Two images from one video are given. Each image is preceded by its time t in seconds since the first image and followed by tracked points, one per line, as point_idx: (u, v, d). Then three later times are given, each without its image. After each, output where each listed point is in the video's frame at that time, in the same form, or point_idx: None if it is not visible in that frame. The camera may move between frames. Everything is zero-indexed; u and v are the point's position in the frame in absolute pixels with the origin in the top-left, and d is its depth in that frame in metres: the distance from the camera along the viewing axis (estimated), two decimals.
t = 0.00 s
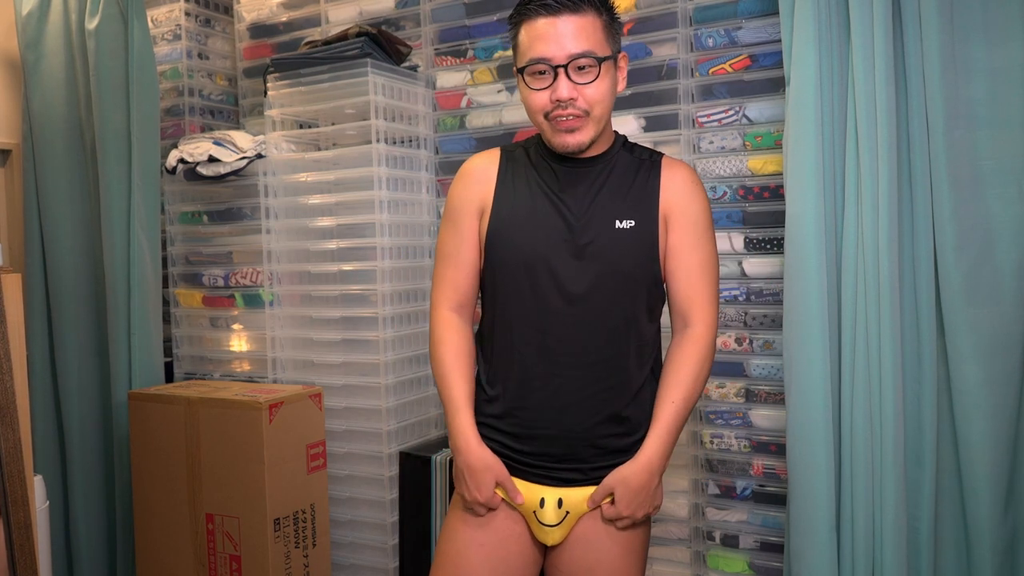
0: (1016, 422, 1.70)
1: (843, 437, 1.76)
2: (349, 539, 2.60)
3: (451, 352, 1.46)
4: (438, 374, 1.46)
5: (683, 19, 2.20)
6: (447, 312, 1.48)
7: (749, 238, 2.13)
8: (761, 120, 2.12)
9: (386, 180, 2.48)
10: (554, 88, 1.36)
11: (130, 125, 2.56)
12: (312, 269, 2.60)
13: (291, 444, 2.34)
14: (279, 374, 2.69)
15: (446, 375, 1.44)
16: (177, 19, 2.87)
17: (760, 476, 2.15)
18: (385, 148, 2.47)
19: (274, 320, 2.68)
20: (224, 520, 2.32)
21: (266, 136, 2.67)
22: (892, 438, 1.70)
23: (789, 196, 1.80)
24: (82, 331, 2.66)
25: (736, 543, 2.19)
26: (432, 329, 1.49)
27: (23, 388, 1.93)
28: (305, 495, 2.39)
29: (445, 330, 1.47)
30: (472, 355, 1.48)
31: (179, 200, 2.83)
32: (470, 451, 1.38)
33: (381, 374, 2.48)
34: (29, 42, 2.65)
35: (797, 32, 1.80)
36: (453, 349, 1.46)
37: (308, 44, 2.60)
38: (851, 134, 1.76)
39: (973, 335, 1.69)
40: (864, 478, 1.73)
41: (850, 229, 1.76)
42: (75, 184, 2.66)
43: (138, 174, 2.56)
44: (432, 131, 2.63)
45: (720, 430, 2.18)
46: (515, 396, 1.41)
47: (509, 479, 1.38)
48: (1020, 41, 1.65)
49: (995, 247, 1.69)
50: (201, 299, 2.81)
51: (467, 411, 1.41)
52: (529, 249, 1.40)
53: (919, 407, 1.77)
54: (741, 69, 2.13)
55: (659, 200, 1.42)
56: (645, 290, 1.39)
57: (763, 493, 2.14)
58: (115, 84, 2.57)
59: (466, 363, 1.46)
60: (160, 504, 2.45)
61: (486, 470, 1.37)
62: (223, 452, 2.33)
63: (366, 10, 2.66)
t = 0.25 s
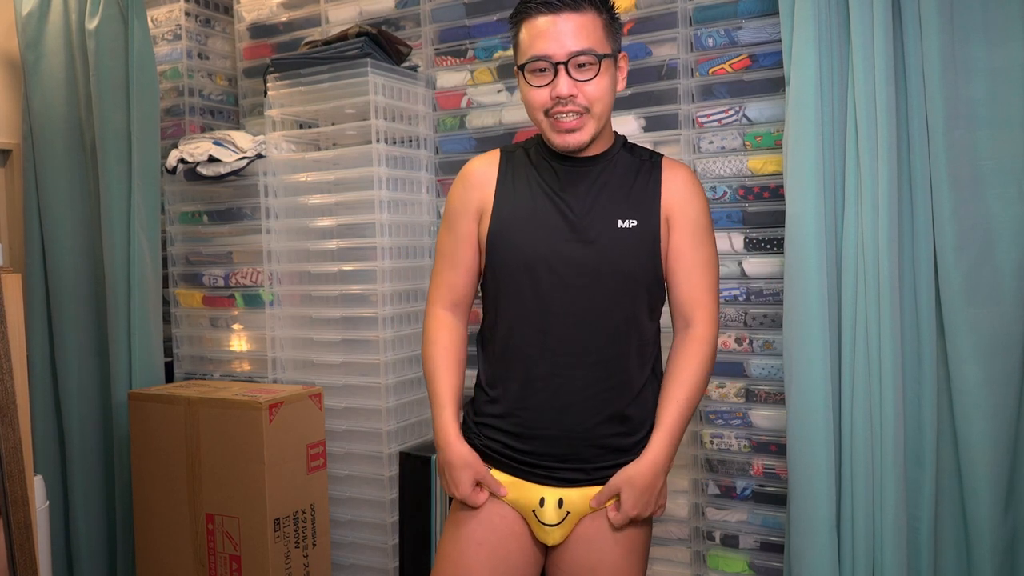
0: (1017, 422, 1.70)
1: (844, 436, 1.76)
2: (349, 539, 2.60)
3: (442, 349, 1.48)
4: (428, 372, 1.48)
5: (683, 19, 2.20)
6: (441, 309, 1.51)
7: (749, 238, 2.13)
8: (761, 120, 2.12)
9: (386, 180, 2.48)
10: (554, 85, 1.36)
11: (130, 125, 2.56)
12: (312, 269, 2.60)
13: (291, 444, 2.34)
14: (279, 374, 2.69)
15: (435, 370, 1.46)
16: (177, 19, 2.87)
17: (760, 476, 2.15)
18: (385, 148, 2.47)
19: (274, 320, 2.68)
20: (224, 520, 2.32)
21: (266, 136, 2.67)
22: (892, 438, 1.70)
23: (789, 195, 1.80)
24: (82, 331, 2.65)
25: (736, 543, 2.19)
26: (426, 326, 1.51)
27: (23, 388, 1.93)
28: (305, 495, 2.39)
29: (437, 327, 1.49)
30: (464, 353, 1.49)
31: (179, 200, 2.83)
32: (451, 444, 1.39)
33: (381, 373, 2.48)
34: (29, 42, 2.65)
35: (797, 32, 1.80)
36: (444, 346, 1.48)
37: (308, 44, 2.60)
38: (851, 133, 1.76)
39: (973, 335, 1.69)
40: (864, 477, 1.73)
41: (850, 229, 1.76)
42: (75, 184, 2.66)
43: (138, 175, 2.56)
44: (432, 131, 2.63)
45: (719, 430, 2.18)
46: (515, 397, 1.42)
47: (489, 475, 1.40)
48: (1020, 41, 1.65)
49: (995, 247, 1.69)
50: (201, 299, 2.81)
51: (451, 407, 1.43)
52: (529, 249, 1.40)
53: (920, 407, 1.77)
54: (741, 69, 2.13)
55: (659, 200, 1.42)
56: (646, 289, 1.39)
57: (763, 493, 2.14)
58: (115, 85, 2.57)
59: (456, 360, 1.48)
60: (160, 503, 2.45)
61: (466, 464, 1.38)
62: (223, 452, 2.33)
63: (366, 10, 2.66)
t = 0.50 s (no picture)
0: (1017, 421, 1.70)
1: (843, 437, 1.77)
2: (349, 539, 2.60)
3: (455, 348, 1.46)
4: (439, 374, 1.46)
5: (683, 19, 2.20)
6: (446, 312, 1.49)
7: (749, 238, 2.13)
8: (761, 120, 2.12)
9: (386, 180, 2.48)
10: (549, 83, 1.36)
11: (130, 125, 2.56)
12: (312, 269, 2.60)
13: (291, 444, 2.34)
14: (279, 374, 2.69)
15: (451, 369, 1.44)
16: (177, 19, 2.88)
17: (760, 476, 2.15)
18: (385, 149, 2.47)
19: (274, 320, 2.68)
20: (224, 521, 2.32)
21: (266, 136, 2.67)
22: (892, 438, 1.70)
23: (789, 196, 1.81)
24: (82, 331, 2.65)
25: (736, 543, 2.19)
26: (432, 332, 1.49)
27: (24, 388, 1.93)
28: (305, 495, 2.39)
29: (444, 328, 1.47)
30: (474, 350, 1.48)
31: (179, 200, 2.83)
32: (477, 437, 1.36)
33: (382, 373, 2.48)
34: (29, 42, 2.65)
35: (797, 33, 1.80)
36: (455, 344, 1.46)
37: (308, 44, 2.60)
38: (851, 134, 1.76)
39: (973, 335, 1.69)
40: (864, 477, 1.73)
41: (850, 229, 1.76)
42: (75, 184, 2.66)
43: (138, 174, 2.56)
44: (432, 131, 2.63)
45: (719, 429, 2.18)
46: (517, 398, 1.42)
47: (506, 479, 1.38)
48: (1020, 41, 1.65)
49: (995, 247, 1.69)
50: (201, 299, 2.81)
51: (474, 398, 1.41)
52: (530, 250, 1.40)
53: (919, 407, 1.77)
54: (741, 69, 2.14)
55: (659, 200, 1.42)
56: (645, 289, 1.40)
57: (763, 493, 2.14)
58: (115, 84, 2.57)
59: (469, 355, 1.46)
60: (160, 504, 2.45)
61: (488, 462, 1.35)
62: (223, 452, 2.33)
63: (366, 10, 2.66)
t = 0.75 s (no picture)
0: (1017, 421, 1.70)
1: (843, 437, 1.76)
2: (349, 539, 2.60)
3: (455, 352, 1.47)
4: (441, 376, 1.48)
5: (683, 19, 2.20)
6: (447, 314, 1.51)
7: (749, 238, 2.13)
8: (761, 120, 2.12)
9: (386, 180, 2.48)
10: (550, 83, 1.36)
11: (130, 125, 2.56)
12: (312, 269, 2.60)
13: (291, 444, 2.34)
14: (279, 374, 2.69)
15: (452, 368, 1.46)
16: (177, 19, 2.88)
17: (760, 476, 2.15)
18: (385, 148, 2.47)
19: (274, 320, 2.68)
20: (224, 521, 2.32)
21: (266, 136, 2.67)
22: (891, 437, 1.70)
23: (789, 196, 1.81)
24: (82, 331, 2.65)
25: (736, 543, 2.19)
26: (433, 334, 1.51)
27: (23, 388, 1.93)
28: (305, 495, 2.39)
29: (443, 329, 1.49)
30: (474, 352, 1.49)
31: (179, 200, 2.83)
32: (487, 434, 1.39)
33: (382, 373, 2.48)
34: (29, 42, 2.65)
35: (797, 32, 1.80)
36: (455, 343, 1.48)
37: (308, 44, 2.60)
38: (851, 134, 1.76)
39: (973, 334, 1.69)
40: (864, 477, 1.73)
41: (849, 229, 1.76)
42: (75, 184, 2.66)
43: (138, 175, 2.56)
44: (432, 131, 2.63)
45: (719, 429, 2.18)
46: (517, 398, 1.42)
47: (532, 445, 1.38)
48: (1019, 41, 1.65)
49: (995, 247, 1.69)
50: (201, 299, 2.81)
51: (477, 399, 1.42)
52: (530, 250, 1.40)
53: (919, 406, 1.77)
54: (741, 69, 2.14)
55: (659, 200, 1.42)
56: (645, 289, 1.40)
57: (763, 493, 2.14)
58: (115, 84, 2.57)
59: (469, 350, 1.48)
60: (160, 504, 2.45)
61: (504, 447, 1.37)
62: (223, 452, 2.33)
63: (366, 10, 2.66)
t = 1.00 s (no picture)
0: (1017, 421, 1.70)
1: (843, 437, 1.76)
2: (349, 539, 2.60)
3: (448, 355, 1.49)
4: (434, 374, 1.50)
5: (683, 19, 2.20)
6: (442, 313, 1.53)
7: (749, 238, 2.13)
8: (761, 120, 2.12)
9: (386, 180, 2.48)
10: (554, 83, 1.36)
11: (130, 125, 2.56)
12: (312, 269, 2.60)
13: (291, 444, 2.35)
14: (279, 374, 2.69)
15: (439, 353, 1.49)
16: (177, 19, 2.88)
17: (760, 476, 2.15)
18: (385, 148, 2.47)
19: (274, 320, 2.68)
20: (224, 521, 2.32)
21: (266, 136, 2.67)
22: (891, 437, 1.70)
23: (789, 195, 1.81)
24: (81, 331, 2.65)
25: (736, 543, 2.19)
26: (429, 331, 1.53)
27: (23, 389, 1.93)
28: (306, 495, 2.39)
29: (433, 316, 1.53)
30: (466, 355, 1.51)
31: (179, 200, 2.83)
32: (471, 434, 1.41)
33: (382, 373, 2.48)
34: (29, 42, 2.65)
35: (797, 32, 1.80)
36: (444, 334, 1.51)
37: (308, 44, 2.60)
38: (851, 134, 1.76)
39: (973, 334, 1.69)
40: (863, 477, 1.73)
41: (849, 229, 1.76)
42: (75, 184, 2.66)
43: (138, 175, 2.56)
44: (432, 131, 2.63)
45: (719, 429, 2.18)
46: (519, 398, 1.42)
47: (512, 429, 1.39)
48: (1020, 41, 1.65)
49: (995, 247, 1.69)
50: (201, 299, 2.81)
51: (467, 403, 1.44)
52: (532, 250, 1.40)
53: (919, 406, 1.77)
54: (741, 69, 2.14)
55: (662, 200, 1.42)
56: (646, 289, 1.39)
57: (763, 493, 2.14)
58: (115, 84, 2.57)
59: (457, 348, 1.51)
60: (160, 505, 2.45)
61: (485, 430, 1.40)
62: (223, 451, 2.33)
63: (366, 10, 2.66)
